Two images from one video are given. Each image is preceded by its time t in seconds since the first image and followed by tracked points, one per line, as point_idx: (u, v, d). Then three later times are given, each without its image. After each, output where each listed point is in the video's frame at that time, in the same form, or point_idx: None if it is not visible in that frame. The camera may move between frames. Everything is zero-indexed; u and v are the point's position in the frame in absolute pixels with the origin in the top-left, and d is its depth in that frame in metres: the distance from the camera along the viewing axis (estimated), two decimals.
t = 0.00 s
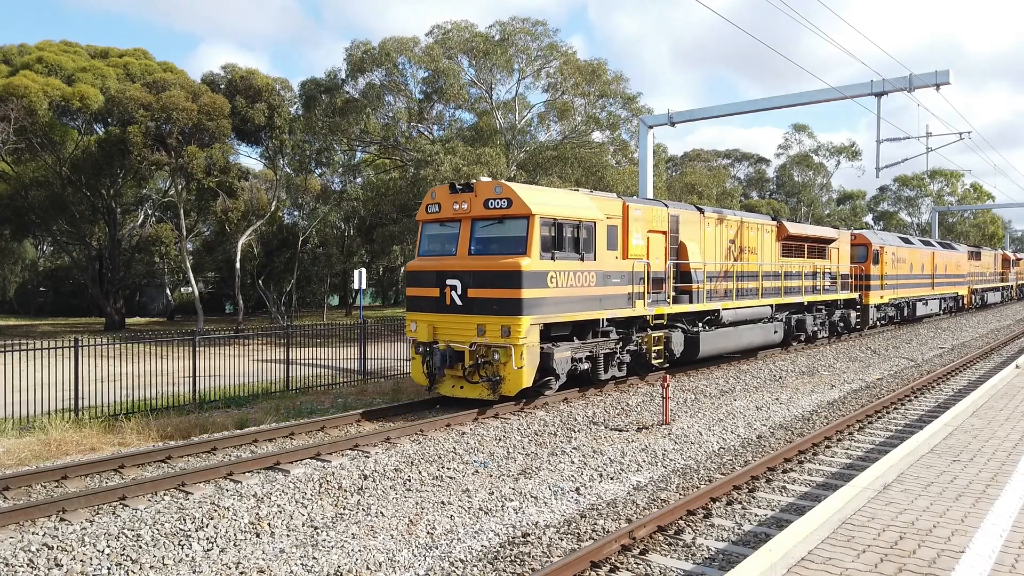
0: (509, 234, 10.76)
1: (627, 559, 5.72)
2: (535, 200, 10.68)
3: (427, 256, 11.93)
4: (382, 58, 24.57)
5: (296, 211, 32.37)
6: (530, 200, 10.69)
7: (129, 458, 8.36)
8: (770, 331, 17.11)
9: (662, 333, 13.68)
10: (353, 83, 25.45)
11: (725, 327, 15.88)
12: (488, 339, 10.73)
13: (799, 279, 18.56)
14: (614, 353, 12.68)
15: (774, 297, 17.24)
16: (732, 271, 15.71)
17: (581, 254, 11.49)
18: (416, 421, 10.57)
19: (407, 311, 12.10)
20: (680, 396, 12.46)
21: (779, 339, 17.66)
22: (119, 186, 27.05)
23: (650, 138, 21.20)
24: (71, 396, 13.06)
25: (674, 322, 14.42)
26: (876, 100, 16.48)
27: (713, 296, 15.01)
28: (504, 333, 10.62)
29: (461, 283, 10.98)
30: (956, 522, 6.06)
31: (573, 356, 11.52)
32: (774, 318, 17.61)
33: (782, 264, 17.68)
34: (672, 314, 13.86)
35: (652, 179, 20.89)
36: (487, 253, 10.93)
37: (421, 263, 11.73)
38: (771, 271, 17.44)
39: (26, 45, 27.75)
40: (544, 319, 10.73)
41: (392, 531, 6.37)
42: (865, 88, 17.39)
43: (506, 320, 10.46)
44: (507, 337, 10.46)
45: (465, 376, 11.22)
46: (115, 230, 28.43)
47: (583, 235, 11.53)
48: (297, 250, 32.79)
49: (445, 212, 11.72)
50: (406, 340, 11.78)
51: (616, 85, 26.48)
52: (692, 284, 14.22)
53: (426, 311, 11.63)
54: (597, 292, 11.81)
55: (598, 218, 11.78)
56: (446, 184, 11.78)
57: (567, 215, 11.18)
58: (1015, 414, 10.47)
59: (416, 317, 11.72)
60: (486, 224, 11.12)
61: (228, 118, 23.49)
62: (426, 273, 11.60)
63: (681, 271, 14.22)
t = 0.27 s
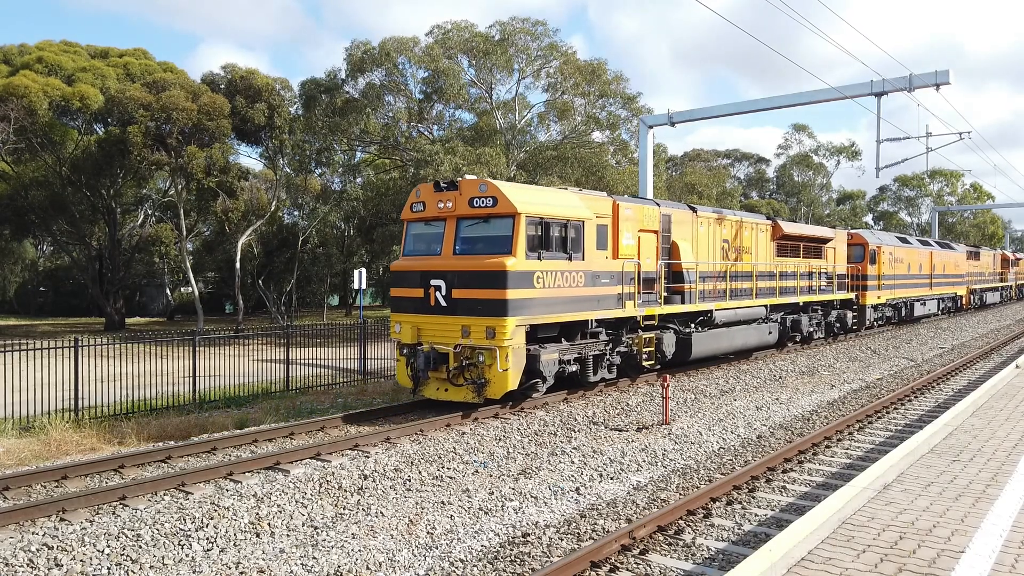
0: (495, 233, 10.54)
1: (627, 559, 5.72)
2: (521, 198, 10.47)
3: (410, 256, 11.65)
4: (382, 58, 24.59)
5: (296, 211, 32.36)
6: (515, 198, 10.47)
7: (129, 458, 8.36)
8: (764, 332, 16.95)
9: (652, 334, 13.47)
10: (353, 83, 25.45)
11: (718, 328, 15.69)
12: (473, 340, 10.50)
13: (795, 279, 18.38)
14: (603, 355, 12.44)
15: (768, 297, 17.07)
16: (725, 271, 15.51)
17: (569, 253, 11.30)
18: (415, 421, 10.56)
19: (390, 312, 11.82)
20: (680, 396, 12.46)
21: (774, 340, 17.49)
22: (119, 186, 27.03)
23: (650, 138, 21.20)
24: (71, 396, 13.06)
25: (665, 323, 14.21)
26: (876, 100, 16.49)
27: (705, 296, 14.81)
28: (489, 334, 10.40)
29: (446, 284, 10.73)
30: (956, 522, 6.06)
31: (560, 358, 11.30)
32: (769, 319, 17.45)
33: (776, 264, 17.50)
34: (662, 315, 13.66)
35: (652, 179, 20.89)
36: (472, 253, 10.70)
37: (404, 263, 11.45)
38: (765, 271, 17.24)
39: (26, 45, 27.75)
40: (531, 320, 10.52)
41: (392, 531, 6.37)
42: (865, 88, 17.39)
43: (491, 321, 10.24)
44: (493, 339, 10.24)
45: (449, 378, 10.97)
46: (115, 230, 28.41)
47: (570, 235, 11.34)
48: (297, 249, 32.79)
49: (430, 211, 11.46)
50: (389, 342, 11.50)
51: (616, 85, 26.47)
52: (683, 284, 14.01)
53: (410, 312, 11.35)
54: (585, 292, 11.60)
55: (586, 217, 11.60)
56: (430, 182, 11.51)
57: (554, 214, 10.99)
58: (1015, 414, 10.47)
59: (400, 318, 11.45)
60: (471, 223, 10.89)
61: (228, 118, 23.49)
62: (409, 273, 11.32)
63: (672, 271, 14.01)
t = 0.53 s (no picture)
0: (480, 232, 10.29)
1: (627, 559, 5.72)
2: (506, 196, 10.21)
3: (395, 256, 11.39)
4: (382, 58, 24.60)
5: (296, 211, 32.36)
6: (500, 196, 10.21)
7: (129, 458, 8.36)
8: (758, 333, 16.74)
9: (644, 335, 13.23)
10: (353, 83, 25.46)
11: (711, 329, 15.45)
12: (457, 342, 10.24)
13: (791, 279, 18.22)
14: (594, 356, 12.11)
15: (763, 298, 16.87)
16: (718, 271, 15.34)
17: (556, 253, 11.04)
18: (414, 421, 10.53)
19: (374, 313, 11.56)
20: (680, 396, 12.46)
21: (768, 341, 17.28)
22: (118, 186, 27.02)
23: (650, 138, 21.19)
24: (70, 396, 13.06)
25: (657, 324, 13.97)
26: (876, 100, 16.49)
27: (699, 296, 14.62)
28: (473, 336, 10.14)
29: (430, 284, 10.47)
30: (956, 522, 6.06)
31: (548, 360, 10.98)
32: (763, 320, 17.23)
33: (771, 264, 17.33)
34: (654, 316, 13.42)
35: (652, 179, 20.89)
36: (457, 253, 10.46)
37: (388, 263, 11.20)
38: (760, 271, 17.06)
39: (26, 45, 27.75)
40: (516, 321, 10.25)
41: (392, 531, 6.37)
42: (865, 88, 17.39)
43: (476, 322, 10.00)
44: (477, 341, 9.99)
45: (433, 381, 10.69)
46: (115, 230, 28.40)
47: (558, 234, 11.08)
48: (297, 249, 32.80)
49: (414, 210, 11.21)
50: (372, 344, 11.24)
51: (616, 85, 26.46)
52: (676, 284, 13.80)
53: (394, 313, 11.08)
54: (573, 293, 11.32)
55: (574, 216, 11.34)
56: (415, 181, 11.27)
57: (541, 213, 10.71)
58: (1015, 414, 10.47)
59: (383, 319, 11.18)
60: (456, 222, 10.64)
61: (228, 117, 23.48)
62: (393, 273, 11.06)
63: (664, 271, 13.81)
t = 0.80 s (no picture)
0: (464, 231, 10.05)
1: (627, 559, 5.72)
2: (491, 193, 9.96)
3: (379, 255, 11.15)
4: (382, 58, 24.62)
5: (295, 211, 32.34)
6: (485, 194, 9.96)
7: (129, 458, 8.37)
8: (752, 334, 16.60)
9: (633, 336, 12.97)
10: (353, 83, 25.47)
11: (704, 330, 15.29)
12: (441, 344, 9.99)
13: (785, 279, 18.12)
14: (582, 358, 11.91)
15: (757, 298, 16.80)
16: (711, 271, 15.23)
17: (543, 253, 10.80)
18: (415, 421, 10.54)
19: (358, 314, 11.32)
20: (681, 396, 12.46)
21: (763, 343, 17.13)
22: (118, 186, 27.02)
23: (650, 138, 21.19)
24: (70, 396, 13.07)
25: (648, 325, 13.80)
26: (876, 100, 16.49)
27: (691, 296, 14.49)
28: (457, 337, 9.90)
29: (413, 284, 10.23)
30: (956, 522, 6.06)
31: (535, 362, 10.76)
32: (757, 322, 17.10)
33: (765, 264, 17.24)
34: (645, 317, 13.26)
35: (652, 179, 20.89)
36: (441, 252, 10.22)
37: (372, 263, 10.96)
38: (754, 271, 16.96)
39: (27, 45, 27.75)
40: (501, 322, 10.02)
41: (392, 530, 6.37)
42: (865, 88, 17.39)
43: (460, 324, 9.74)
44: (460, 342, 9.74)
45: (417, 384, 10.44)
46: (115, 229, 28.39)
47: (545, 233, 10.84)
48: (297, 249, 32.80)
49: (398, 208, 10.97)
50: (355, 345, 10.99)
51: (616, 85, 26.46)
52: (667, 284, 13.66)
53: (376, 314, 10.84)
54: (560, 293, 11.12)
55: (562, 215, 11.12)
56: (399, 178, 11.01)
57: (527, 211, 10.48)
58: (1015, 414, 10.47)
59: (366, 320, 10.93)
60: (440, 221, 10.39)
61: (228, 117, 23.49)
62: (376, 274, 10.82)
63: (656, 271, 13.68)
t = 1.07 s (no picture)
0: (446, 230, 9.88)
1: (627, 559, 5.72)
2: (475, 192, 9.78)
3: (362, 255, 11.02)
4: (382, 58, 24.64)
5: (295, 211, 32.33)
6: (469, 192, 9.78)
7: (129, 458, 8.36)
8: (747, 335, 16.52)
9: (624, 337, 12.86)
10: (353, 83, 25.49)
11: (697, 331, 15.20)
12: (423, 346, 9.86)
13: (781, 280, 18.07)
14: (570, 360, 11.73)
15: (751, 299, 16.74)
16: (704, 271, 15.17)
17: (529, 252, 10.65)
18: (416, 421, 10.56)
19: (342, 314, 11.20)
20: (681, 396, 12.46)
21: (757, 344, 17.04)
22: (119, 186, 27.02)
23: (650, 138, 21.20)
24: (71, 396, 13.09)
25: (639, 326, 13.73)
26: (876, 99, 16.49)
27: (683, 297, 14.43)
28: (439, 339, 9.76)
29: (395, 284, 10.10)
30: (956, 522, 6.06)
31: (521, 364, 10.60)
32: (752, 323, 17.05)
33: (760, 264, 17.20)
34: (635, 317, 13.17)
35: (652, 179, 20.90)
36: (423, 252, 10.07)
37: (355, 263, 10.84)
38: (748, 271, 16.91)
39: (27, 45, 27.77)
40: (485, 323, 9.89)
41: (392, 531, 6.37)
42: (865, 88, 17.39)
43: (442, 325, 9.60)
44: (443, 345, 9.61)
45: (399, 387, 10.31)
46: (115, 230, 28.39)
47: (532, 233, 10.68)
48: (297, 249, 32.80)
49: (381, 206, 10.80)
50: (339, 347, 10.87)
51: (616, 85, 26.46)
52: (659, 284, 13.59)
53: (360, 315, 10.72)
54: (547, 294, 10.97)
55: (549, 214, 10.97)
56: (381, 176, 10.85)
57: (512, 210, 10.31)
58: (1014, 414, 10.48)
59: (350, 321, 10.83)
60: (422, 220, 10.22)
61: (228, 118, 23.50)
62: (360, 274, 10.70)
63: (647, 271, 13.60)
